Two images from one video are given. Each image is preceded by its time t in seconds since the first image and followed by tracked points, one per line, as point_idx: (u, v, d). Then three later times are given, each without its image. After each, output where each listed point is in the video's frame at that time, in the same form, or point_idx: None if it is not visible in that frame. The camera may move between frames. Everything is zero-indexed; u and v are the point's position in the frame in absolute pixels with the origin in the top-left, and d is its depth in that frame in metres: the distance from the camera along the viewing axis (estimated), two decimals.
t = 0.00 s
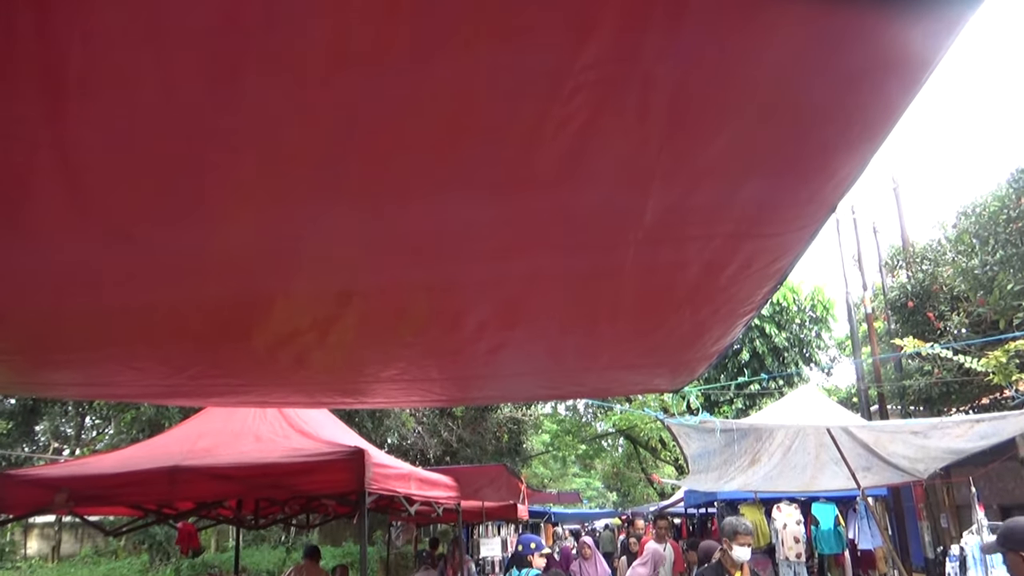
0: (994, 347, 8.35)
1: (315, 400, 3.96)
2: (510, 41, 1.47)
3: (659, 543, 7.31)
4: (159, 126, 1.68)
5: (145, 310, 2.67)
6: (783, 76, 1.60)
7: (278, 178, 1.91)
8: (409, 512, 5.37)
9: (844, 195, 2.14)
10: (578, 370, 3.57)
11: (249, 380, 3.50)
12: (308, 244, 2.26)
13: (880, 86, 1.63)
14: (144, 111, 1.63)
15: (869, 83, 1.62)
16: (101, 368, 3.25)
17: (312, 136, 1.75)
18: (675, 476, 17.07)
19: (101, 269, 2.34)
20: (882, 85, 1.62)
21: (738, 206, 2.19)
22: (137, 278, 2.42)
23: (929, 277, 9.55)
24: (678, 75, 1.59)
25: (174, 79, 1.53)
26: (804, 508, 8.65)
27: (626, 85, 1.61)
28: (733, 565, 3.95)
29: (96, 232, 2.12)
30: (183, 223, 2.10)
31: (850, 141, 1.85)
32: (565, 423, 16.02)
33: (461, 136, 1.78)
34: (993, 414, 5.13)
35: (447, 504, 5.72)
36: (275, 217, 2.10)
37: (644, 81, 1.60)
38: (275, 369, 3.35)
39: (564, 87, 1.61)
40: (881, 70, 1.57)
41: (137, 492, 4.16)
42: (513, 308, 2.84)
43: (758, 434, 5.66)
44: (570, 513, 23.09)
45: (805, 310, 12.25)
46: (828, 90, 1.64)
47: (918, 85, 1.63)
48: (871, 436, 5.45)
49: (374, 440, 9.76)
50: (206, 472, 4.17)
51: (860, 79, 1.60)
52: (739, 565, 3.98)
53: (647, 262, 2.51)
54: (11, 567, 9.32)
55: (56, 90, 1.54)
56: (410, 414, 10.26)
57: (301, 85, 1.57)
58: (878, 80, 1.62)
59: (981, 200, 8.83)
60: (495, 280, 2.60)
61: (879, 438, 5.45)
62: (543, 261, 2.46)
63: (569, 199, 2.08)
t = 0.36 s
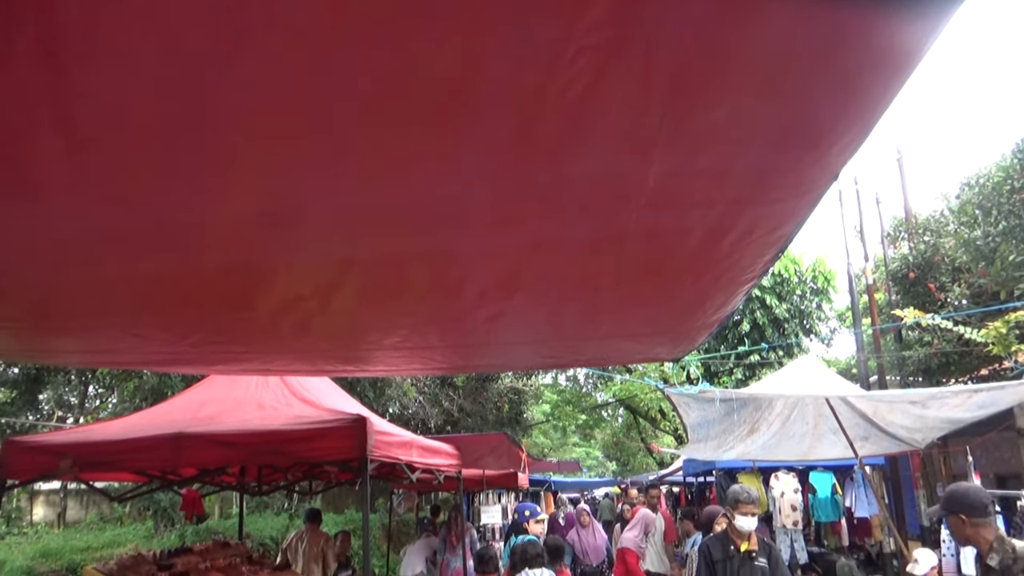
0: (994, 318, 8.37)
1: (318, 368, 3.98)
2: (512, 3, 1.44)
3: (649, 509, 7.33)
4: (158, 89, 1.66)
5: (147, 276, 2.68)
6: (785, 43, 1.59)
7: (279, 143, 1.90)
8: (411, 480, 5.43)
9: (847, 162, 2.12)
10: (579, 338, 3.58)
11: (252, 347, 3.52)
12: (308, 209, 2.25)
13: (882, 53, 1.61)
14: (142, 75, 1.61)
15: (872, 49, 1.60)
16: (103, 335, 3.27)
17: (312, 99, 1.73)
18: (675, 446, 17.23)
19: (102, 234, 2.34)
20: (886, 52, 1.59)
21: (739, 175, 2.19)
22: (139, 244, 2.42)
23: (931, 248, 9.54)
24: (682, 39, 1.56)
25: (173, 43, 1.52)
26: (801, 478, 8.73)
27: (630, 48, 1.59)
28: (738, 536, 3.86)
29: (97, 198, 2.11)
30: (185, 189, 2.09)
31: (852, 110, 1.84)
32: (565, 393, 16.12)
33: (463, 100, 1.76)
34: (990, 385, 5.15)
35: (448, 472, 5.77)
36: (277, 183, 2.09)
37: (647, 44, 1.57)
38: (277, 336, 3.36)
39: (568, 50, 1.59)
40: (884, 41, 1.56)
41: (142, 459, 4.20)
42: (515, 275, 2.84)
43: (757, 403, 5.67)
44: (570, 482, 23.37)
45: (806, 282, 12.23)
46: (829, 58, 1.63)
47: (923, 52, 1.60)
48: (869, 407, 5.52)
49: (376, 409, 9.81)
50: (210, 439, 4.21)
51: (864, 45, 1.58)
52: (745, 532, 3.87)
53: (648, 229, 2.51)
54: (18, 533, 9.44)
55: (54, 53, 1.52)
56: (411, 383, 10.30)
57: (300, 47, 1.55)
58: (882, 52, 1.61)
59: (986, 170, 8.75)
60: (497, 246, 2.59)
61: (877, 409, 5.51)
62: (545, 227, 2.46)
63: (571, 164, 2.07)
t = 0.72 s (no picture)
0: (994, 288, 8.38)
1: (319, 335, 4.00)
2: None
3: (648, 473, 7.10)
4: (154, 52, 1.64)
5: (148, 242, 2.68)
6: (790, 4, 1.56)
7: (277, 108, 1.88)
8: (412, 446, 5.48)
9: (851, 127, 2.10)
10: (579, 305, 3.59)
11: (253, 314, 3.53)
12: (308, 174, 2.24)
13: (888, 16, 1.58)
14: (138, 38, 1.59)
15: (878, 12, 1.57)
16: (105, 301, 3.28)
17: (310, 63, 1.71)
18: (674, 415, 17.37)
19: (102, 199, 2.33)
20: (892, 14, 1.57)
21: (741, 142, 2.18)
22: (139, 209, 2.41)
23: (934, 218, 9.52)
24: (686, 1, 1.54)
25: (168, 3, 1.49)
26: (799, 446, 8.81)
27: (632, 11, 1.56)
28: (731, 502, 3.86)
29: (96, 163, 2.10)
30: (184, 154, 2.08)
31: (856, 78, 1.84)
32: (566, 362, 16.21)
33: (463, 65, 1.74)
34: (989, 353, 5.15)
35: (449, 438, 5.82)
36: (276, 147, 2.07)
37: (650, 7, 1.55)
38: (278, 303, 3.37)
39: (569, 14, 1.57)
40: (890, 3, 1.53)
41: (146, 424, 4.24)
42: (516, 241, 2.84)
43: (757, 372, 5.74)
44: (570, 450, 23.62)
45: (807, 252, 12.22)
46: (834, 20, 1.60)
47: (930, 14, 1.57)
48: (868, 376, 5.55)
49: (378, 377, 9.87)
50: (213, 406, 4.24)
51: (870, 7, 1.55)
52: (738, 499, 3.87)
53: (650, 195, 2.49)
54: (24, 498, 9.57)
55: (48, 14, 1.50)
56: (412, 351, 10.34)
57: (296, 9, 1.52)
58: (885, 18, 1.59)
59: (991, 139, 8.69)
60: (498, 213, 2.59)
61: (875, 377, 5.55)
62: (546, 193, 2.45)
63: (572, 130, 2.06)
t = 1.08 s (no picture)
0: (996, 256, 8.38)
1: (320, 299, 4.00)
2: None
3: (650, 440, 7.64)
4: (149, 10, 1.61)
5: (147, 204, 2.66)
6: None
7: (275, 68, 1.85)
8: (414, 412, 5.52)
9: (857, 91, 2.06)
10: (581, 270, 3.58)
11: (254, 277, 3.52)
12: (308, 136, 2.21)
13: None
14: None
15: None
16: (106, 264, 3.27)
17: (308, 22, 1.67)
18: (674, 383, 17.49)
19: (100, 160, 2.31)
20: None
21: (746, 105, 2.14)
22: (137, 170, 2.39)
23: (938, 186, 9.49)
24: None
25: None
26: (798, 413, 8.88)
27: None
28: (736, 480, 3.83)
29: (93, 124, 2.08)
30: (180, 115, 2.05)
31: (864, 41, 1.80)
32: (567, 330, 16.26)
33: (464, 24, 1.70)
34: (990, 322, 5.20)
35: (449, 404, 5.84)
36: (275, 108, 2.04)
37: None
38: (279, 266, 3.36)
39: None
40: None
41: (148, 388, 4.27)
42: (518, 205, 2.82)
43: (757, 339, 5.78)
44: (570, 417, 23.83)
45: (810, 220, 12.15)
46: None
47: None
48: (868, 344, 5.58)
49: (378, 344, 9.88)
50: (215, 370, 4.26)
51: None
52: (744, 476, 3.85)
53: (653, 158, 2.47)
54: (29, 461, 9.66)
55: None
56: (413, 319, 10.37)
57: None
58: None
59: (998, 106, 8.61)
60: (500, 175, 2.56)
61: (876, 345, 5.57)
62: (549, 155, 2.42)
63: (576, 91, 2.02)
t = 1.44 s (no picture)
0: (999, 224, 8.35)
1: (320, 263, 3.99)
2: None
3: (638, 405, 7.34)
4: None
5: (145, 164, 2.64)
6: None
7: (272, 27, 1.81)
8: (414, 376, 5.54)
9: (864, 50, 2.02)
10: (581, 234, 3.57)
11: (254, 240, 3.51)
12: (306, 95, 2.18)
13: None
14: None
15: None
16: (104, 225, 3.26)
17: None
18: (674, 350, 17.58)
19: (96, 120, 2.28)
20: None
21: (751, 65, 2.11)
22: (134, 130, 2.37)
23: (943, 153, 9.42)
24: None
25: None
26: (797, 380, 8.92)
27: None
28: (755, 447, 3.53)
29: (87, 82, 2.05)
30: (177, 72, 2.01)
31: None
32: (567, 298, 16.30)
33: None
34: (992, 290, 5.13)
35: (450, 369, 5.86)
36: (272, 66, 2.01)
37: None
38: (279, 229, 3.35)
39: None
40: None
41: (149, 352, 4.28)
42: (519, 166, 2.79)
43: (757, 306, 5.73)
44: (570, 383, 24.01)
45: (812, 187, 12.08)
46: None
47: None
48: (868, 312, 5.58)
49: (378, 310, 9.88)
50: (215, 334, 4.27)
51: None
52: (764, 442, 3.54)
53: (655, 120, 2.44)
54: (33, 424, 9.73)
55: None
56: (413, 285, 10.39)
57: None
58: None
59: (1006, 72, 8.51)
60: (501, 137, 2.54)
61: (875, 313, 5.56)
62: (550, 116, 2.40)
63: (577, 50, 1.99)
